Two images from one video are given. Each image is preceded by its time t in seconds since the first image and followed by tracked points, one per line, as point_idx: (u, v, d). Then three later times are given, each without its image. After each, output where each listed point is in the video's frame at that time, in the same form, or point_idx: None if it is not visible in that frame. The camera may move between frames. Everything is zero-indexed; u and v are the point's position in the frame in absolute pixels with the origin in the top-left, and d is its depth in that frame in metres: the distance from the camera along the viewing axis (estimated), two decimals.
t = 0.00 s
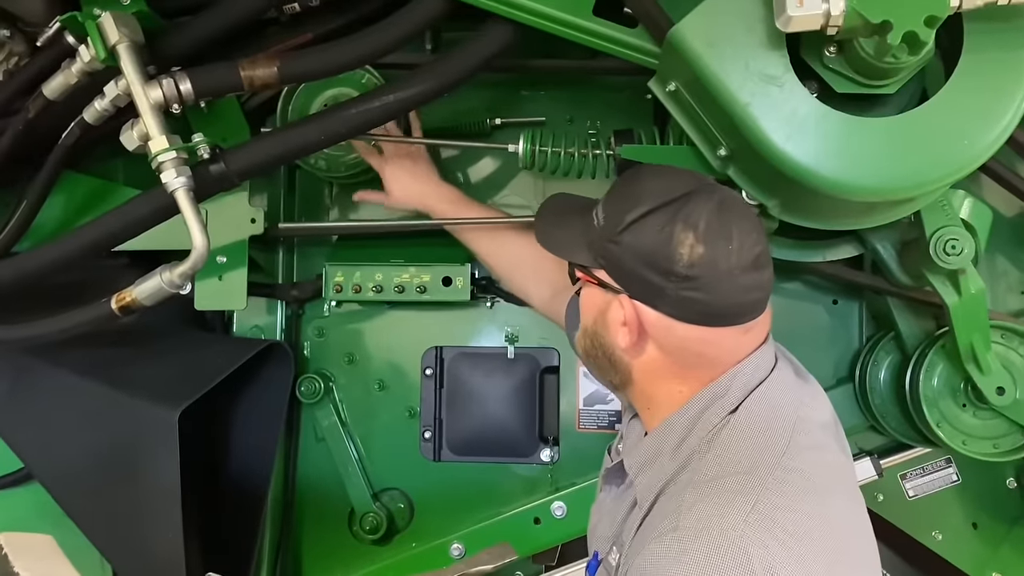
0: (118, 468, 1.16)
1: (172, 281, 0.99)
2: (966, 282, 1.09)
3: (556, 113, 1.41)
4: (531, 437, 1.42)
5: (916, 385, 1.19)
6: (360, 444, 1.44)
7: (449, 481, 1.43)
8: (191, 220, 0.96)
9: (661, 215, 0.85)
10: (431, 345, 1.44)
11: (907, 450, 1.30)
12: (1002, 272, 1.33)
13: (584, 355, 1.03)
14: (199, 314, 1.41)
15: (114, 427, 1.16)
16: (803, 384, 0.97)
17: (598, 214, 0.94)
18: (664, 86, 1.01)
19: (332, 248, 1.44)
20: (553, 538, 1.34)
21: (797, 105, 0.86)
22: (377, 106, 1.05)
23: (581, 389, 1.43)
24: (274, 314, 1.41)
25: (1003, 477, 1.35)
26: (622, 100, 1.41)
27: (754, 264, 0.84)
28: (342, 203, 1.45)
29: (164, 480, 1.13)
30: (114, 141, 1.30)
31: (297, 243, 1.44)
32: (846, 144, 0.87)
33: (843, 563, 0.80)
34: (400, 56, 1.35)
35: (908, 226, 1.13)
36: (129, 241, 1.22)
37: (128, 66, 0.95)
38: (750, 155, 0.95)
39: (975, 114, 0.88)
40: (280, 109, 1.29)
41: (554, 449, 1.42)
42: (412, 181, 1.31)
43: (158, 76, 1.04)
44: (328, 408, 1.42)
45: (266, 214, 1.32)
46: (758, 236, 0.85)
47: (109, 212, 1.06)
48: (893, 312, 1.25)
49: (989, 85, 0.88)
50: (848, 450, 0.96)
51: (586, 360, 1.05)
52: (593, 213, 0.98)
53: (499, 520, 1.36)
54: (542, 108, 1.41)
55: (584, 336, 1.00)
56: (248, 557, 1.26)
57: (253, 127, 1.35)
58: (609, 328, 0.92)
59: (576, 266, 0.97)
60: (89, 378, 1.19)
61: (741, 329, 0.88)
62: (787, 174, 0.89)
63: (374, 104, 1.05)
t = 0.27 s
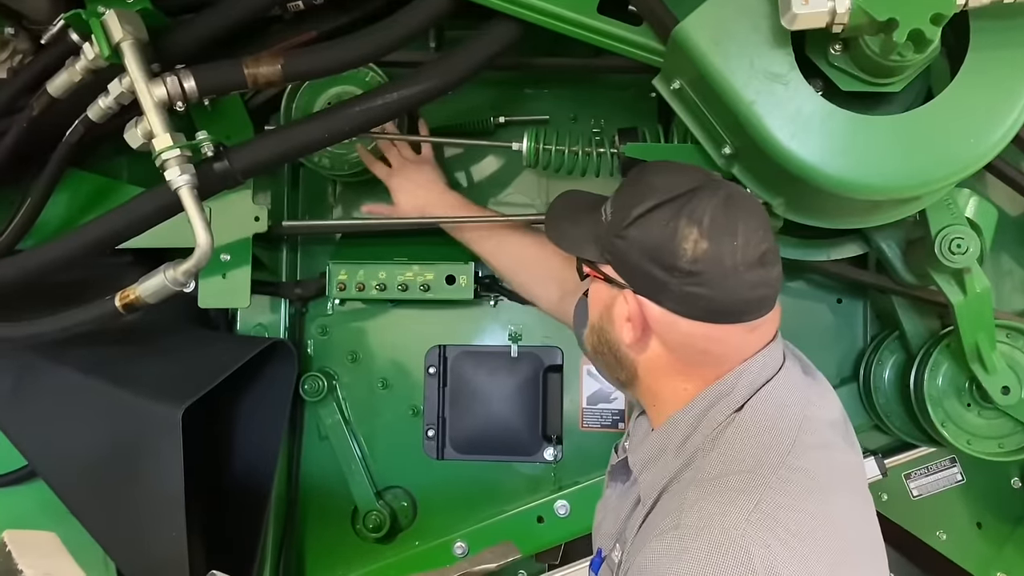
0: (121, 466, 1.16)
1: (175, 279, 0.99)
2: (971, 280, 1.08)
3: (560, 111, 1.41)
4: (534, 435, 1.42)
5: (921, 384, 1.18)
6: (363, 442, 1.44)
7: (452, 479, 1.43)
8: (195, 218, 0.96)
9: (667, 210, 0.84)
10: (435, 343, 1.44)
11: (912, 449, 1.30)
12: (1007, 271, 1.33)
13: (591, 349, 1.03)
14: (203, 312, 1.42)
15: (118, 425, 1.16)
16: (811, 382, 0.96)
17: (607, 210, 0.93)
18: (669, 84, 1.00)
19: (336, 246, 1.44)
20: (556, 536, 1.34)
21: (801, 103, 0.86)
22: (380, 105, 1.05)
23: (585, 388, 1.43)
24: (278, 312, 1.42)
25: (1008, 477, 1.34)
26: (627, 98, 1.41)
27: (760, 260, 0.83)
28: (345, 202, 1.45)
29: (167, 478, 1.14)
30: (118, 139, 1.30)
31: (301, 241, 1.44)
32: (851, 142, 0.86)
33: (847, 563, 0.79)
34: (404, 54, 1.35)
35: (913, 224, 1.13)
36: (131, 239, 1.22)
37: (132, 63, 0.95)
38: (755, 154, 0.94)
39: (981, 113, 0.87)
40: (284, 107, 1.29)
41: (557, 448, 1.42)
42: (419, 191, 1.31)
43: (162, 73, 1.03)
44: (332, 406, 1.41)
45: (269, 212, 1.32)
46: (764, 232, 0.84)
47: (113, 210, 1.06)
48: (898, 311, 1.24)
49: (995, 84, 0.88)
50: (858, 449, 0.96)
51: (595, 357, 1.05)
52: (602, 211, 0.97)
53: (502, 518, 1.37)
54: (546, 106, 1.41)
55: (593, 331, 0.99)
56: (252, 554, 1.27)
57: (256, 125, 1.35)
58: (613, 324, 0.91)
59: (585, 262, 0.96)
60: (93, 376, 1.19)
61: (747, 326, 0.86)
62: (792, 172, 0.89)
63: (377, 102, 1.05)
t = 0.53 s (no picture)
0: (131, 466, 1.17)
1: (185, 279, 0.99)
2: (983, 283, 1.08)
3: (570, 112, 1.41)
4: (543, 437, 1.42)
5: (932, 387, 1.18)
6: (372, 443, 1.44)
7: (461, 480, 1.44)
8: (205, 217, 0.97)
9: (679, 208, 0.84)
10: (444, 344, 1.44)
11: (924, 451, 1.29)
12: (1020, 273, 1.32)
13: (607, 350, 1.02)
14: (213, 312, 1.42)
15: (129, 425, 1.17)
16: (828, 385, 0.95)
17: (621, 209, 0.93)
18: (679, 85, 1.00)
19: (345, 246, 1.45)
20: (564, 538, 1.34)
21: (812, 104, 0.86)
22: (390, 106, 1.05)
23: (594, 390, 1.43)
24: (288, 313, 1.42)
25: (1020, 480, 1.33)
26: (636, 99, 1.40)
27: (774, 258, 0.82)
28: (354, 203, 1.45)
29: (176, 477, 1.14)
30: (129, 140, 1.31)
31: (310, 242, 1.45)
32: (862, 144, 0.86)
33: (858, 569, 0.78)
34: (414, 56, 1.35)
35: (924, 226, 1.12)
36: (141, 240, 1.23)
37: (143, 65, 0.96)
38: (766, 155, 0.94)
39: (994, 114, 0.87)
40: (294, 108, 1.30)
41: (566, 449, 1.42)
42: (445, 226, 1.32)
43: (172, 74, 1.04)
44: (340, 406, 1.42)
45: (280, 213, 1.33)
46: (779, 230, 0.83)
47: (124, 210, 1.06)
48: (909, 313, 1.24)
49: (1007, 85, 0.87)
50: (876, 452, 0.94)
51: (609, 359, 1.04)
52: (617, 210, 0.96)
53: (510, 521, 1.36)
54: (555, 107, 1.41)
55: (607, 333, 0.98)
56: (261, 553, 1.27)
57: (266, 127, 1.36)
58: (626, 324, 0.90)
59: (597, 261, 0.96)
60: (103, 376, 1.20)
61: (761, 326, 0.85)
62: (802, 173, 0.89)
63: (387, 103, 1.05)
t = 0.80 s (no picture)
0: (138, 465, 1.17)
1: (192, 278, 0.99)
2: (988, 283, 1.08)
3: (575, 113, 1.41)
4: (548, 437, 1.42)
5: (937, 388, 1.17)
6: (377, 442, 1.44)
7: (465, 480, 1.44)
8: (211, 218, 0.97)
9: (685, 207, 0.84)
10: (448, 344, 1.45)
11: (928, 453, 1.30)
12: None
13: (613, 349, 1.02)
14: (219, 312, 1.43)
15: (136, 424, 1.18)
16: (835, 386, 0.94)
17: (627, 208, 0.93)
18: (684, 86, 1.00)
19: (351, 247, 1.45)
20: (569, 538, 1.34)
21: (817, 105, 0.86)
22: (395, 106, 1.06)
23: (599, 390, 1.43)
24: (294, 312, 1.43)
25: None
26: (641, 99, 1.41)
27: (780, 259, 0.82)
28: (360, 203, 1.46)
29: (183, 476, 1.15)
30: (136, 140, 1.32)
31: (316, 242, 1.45)
32: (866, 145, 0.86)
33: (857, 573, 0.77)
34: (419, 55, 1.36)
35: (929, 226, 1.12)
36: (148, 239, 1.24)
37: (150, 65, 0.96)
38: (771, 156, 0.94)
39: (999, 114, 0.87)
40: (300, 108, 1.31)
41: (570, 450, 1.42)
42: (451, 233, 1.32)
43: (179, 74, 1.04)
44: (346, 406, 1.42)
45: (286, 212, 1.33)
46: (785, 231, 0.83)
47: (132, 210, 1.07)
48: (914, 314, 1.23)
49: (1012, 85, 0.87)
50: (886, 453, 0.92)
51: (615, 359, 1.04)
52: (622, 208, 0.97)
53: (514, 521, 1.36)
54: (560, 107, 1.42)
55: (612, 333, 0.99)
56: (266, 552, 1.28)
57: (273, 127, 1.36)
58: (632, 323, 0.91)
59: (603, 260, 0.97)
60: (110, 375, 1.21)
61: (766, 327, 0.85)
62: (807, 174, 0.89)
63: (393, 103, 1.06)
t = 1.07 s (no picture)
0: (145, 465, 1.18)
1: (197, 280, 1.00)
2: (994, 287, 1.07)
3: (581, 115, 1.41)
4: (552, 439, 1.42)
5: (942, 391, 1.17)
6: (382, 444, 1.45)
7: (469, 481, 1.44)
8: (217, 220, 0.98)
9: (690, 207, 0.84)
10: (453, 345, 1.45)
11: (934, 456, 1.29)
12: None
13: (615, 350, 1.03)
14: (225, 313, 1.44)
15: (143, 424, 1.18)
16: (836, 387, 0.93)
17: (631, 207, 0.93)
18: (688, 88, 1.00)
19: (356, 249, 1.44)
20: (573, 539, 1.35)
21: (821, 107, 0.86)
22: (400, 109, 1.06)
23: (604, 392, 1.43)
24: (300, 314, 1.42)
25: None
26: (647, 102, 1.41)
27: (783, 259, 0.82)
28: (366, 205, 1.46)
29: (189, 476, 1.16)
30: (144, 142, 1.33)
31: (322, 244, 1.46)
32: (869, 146, 0.86)
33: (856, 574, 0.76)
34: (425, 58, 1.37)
35: (935, 229, 1.12)
36: (155, 240, 1.24)
37: (157, 68, 0.97)
38: (775, 158, 0.94)
39: (1005, 115, 0.87)
40: (306, 111, 1.31)
41: (575, 451, 1.42)
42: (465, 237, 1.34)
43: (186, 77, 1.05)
44: (351, 407, 1.42)
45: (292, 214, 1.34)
46: (789, 232, 0.83)
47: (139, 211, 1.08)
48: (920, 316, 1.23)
49: (1018, 87, 0.87)
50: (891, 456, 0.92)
51: (618, 360, 1.04)
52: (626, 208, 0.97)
53: (518, 523, 1.37)
54: (566, 110, 1.42)
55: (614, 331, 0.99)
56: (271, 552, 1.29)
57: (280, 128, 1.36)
58: (634, 323, 0.91)
59: (606, 260, 0.96)
60: (118, 375, 1.21)
61: (768, 328, 0.85)
62: (812, 176, 0.89)
63: (399, 105, 1.06)
